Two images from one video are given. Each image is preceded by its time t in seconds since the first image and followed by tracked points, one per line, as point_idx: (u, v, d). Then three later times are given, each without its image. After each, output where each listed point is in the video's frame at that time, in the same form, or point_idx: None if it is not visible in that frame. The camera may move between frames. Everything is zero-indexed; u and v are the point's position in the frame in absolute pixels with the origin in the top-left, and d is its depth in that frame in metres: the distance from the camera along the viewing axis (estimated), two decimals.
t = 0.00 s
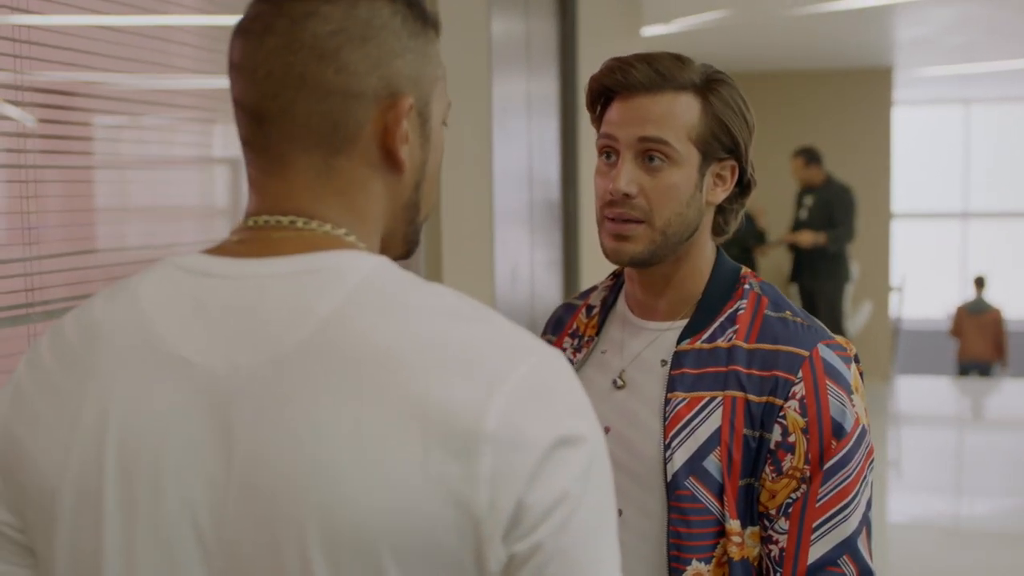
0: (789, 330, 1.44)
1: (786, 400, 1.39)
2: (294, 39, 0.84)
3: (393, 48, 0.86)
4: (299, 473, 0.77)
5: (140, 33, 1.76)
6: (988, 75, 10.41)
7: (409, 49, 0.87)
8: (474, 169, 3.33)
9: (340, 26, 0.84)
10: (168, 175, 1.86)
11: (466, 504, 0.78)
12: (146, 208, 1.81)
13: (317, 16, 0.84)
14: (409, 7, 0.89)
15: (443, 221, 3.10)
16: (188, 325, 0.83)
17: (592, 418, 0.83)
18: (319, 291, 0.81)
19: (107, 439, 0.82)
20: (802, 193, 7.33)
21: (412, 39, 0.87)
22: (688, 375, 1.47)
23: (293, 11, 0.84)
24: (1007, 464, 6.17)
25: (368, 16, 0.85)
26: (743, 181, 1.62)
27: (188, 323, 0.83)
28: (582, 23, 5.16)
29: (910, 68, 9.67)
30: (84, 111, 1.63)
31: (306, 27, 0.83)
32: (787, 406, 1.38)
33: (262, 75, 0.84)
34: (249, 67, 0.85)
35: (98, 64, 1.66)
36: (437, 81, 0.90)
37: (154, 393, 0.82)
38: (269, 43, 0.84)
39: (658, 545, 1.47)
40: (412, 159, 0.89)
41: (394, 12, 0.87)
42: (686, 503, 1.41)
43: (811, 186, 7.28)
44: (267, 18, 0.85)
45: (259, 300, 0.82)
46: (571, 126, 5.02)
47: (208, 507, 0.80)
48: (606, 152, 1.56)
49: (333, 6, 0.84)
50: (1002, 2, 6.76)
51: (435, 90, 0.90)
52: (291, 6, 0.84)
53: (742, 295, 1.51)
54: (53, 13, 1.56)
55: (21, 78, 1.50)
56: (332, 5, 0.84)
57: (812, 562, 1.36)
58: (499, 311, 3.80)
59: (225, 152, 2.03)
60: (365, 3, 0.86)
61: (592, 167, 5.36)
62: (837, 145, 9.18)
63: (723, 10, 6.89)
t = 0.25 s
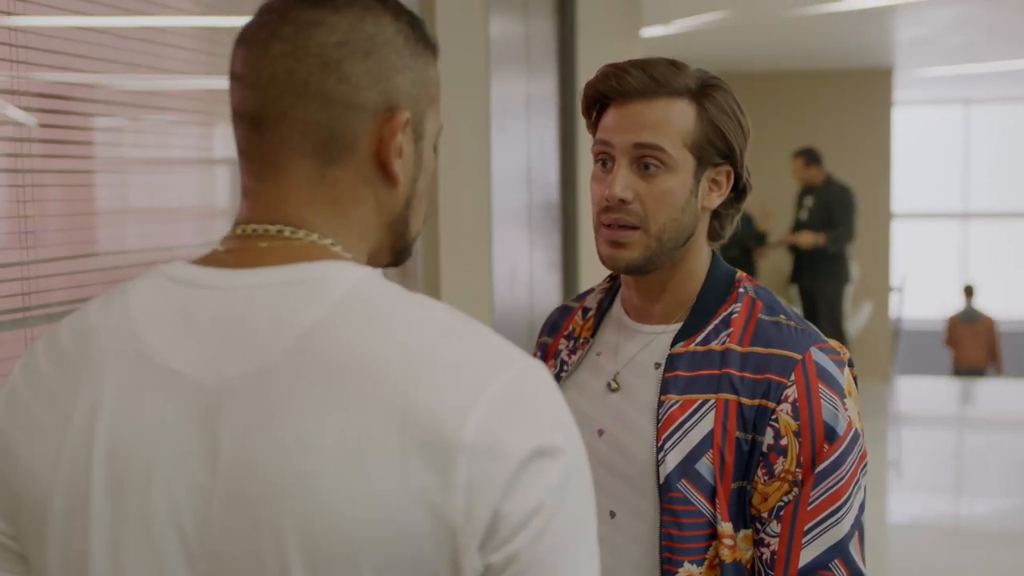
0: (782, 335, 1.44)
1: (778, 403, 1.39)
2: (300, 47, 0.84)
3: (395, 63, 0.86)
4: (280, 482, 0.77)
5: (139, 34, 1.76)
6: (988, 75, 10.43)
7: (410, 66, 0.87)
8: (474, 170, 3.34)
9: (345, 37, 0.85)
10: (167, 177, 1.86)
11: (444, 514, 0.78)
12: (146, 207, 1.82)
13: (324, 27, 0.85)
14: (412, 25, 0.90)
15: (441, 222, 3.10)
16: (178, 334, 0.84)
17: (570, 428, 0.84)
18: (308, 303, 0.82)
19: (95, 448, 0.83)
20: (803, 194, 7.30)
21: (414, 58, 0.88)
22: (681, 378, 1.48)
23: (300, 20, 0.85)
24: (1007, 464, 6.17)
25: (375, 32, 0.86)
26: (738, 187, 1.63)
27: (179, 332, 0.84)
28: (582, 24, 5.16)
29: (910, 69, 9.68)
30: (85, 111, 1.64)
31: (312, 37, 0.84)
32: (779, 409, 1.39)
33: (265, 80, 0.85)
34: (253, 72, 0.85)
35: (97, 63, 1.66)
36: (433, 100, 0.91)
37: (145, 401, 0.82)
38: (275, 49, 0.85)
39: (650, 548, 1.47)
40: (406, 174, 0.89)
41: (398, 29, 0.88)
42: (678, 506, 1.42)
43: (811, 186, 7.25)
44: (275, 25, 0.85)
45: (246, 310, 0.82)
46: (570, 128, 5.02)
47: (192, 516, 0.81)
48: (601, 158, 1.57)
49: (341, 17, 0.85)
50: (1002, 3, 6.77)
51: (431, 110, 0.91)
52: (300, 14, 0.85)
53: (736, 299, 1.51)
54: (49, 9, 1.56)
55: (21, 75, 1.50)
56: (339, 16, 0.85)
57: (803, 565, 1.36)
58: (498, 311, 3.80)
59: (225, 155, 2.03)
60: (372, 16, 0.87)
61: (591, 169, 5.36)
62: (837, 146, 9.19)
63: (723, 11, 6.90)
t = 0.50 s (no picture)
0: (780, 337, 1.44)
1: (776, 404, 1.39)
2: (285, 48, 0.86)
3: (380, 66, 0.88)
4: (263, 477, 0.78)
5: (138, 33, 1.77)
6: (990, 76, 10.41)
7: (396, 71, 0.89)
8: (474, 171, 3.34)
9: (331, 39, 0.86)
10: (168, 177, 1.87)
11: (425, 510, 0.79)
12: (148, 207, 1.82)
13: (311, 28, 0.86)
14: (399, 32, 0.91)
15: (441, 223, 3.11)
16: (166, 337, 0.85)
17: (551, 426, 0.84)
18: (289, 305, 0.82)
19: (85, 451, 0.84)
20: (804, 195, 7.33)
21: (401, 63, 0.89)
22: (680, 378, 1.48)
23: (288, 22, 0.87)
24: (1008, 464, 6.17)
25: (361, 35, 0.88)
26: (739, 190, 1.63)
27: (168, 333, 0.85)
28: (583, 25, 5.16)
29: (912, 69, 9.68)
30: (86, 110, 1.64)
31: (297, 38, 0.86)
32: (776, 409, 1.39)
33: (252, 79, 0.86)
34: (241, 72, 0.87)
35: (96, 63, 1.67)
36: (422, 110, 0.92)
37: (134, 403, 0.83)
38: (262, 50, 0.86)
39: (648, 548, 1.48)
40: (389, 179, 0.90)
41: (385, 35, 0.89)
42: (675, 506, 1.43)
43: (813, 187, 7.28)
44: (265, 26, 0.87)
45: (230, 313, 0.83)
46: (571, 129, 5.02)
47: (181, 517, 0.82)
48: (603, 162, 1.58)
49: (328, 20, 0.87)
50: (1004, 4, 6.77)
51: (420, 118, 0.92)
52: (289, 18, 0.87)
53: (736, 300, 1.51)
54: (49, 11, 1.56)
55: (22, 75, 1.51)
56: (328, 20, 0.87)
57: (799, 566, 1.37)
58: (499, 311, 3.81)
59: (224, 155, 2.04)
60: (359, 21, 0.88)
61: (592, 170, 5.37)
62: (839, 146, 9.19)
63: (724, 12, 6.90)
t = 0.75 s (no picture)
0: (788, 339, 1.45)
1: (786, 407, 1.40)
2: (280, 51, 0.86)
3: (371, 70, 0.88)
4: (267, 476, 0.79)
5: (142, 34, 1.78)
6: (995, 76, 10.40)
7: (388, 74, 0.89)
8: (478, 172, 3.34)
9: (324, 43, 0.87)
10: (173, 177, 1.88)
11: (430, 503, 0.79)
12: (153, 207, 1.83)
13: (305, 32, 0.87)
14: (391, 37, 0.92)
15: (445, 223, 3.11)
16: (169, 338, 0.85)
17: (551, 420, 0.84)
18: (290, 303, 0.83)
19: (89, 451, 0.85)
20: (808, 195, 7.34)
21: (392, 67, 0.90)
22: (689, 378, 1.49)
23: (282, 26, 0.87)
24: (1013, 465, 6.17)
25: (355, 40, 0.88)
26: (732, 188, 1.59)
27: (169, 333, 0.86)
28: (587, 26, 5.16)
29: (917, 69, 9.67)
30: (91, 111, 1.65)
31: (292, 42, 0.86)
32: (786, 412, 1.39)
33: (248, 83, 0.87)
34: (237, 75, 0.88)
35: (101, 64, 1.67)
36: (413, 111, 0.93)
37: (134, 403, 0.84)
38: (256, 54, 0.87)
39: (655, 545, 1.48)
40: (384, 180, 0.91)
41: (376, 40, 0.90)
42: (684, 506, 1.43)
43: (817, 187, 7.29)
44: (258, 32, 0.88)
45: (231, 314, 0.84)
46: (575, 130, 5.02)
47: (186, 516, 0.83)
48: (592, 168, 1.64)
49: (321, 24, 0.88)
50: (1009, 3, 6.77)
51: (411, 119, 0.93)
52: (283, 23, 0.88)
53: (746, 302, 1.52)
54: (52, 11, 1.57)
55: (29, 76, 1.51)
56: (321, 24, 0.88)
57: (807, 568, 1.37)
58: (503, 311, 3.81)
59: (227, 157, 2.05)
60: (353, 25, 0.89)
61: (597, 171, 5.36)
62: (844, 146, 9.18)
63: (729, 12, 6.90)
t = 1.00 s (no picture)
0: (793, 338, 1.46)
1: (792, 405, 1.41)
2: (275, 55, 0.88)
3: (364, 72, 0.90)
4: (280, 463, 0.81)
5: (149, 34, 1.80)
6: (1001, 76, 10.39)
7: (382, 78, 0.91)
8: (483, 172, 3.36)
9: (319, 47, 0.89)
10: (181, 176, 1.91)
11: (445, 480, 0.82)
12: (158, 205, 1.85)
13: (301, 36, 0.89)
14: (384, 42, 0.94)
15: (451, 222, 3.12)
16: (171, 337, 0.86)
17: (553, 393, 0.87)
18: (294, 294, 0.85)
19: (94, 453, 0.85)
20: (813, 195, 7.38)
21: (386, 72, 0.92)
22: (695, 376, 1.50)
23: (279, 31, 0.89)
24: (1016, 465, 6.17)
25: (348, 43, 0.90)
26: (724, 183, 1.60)
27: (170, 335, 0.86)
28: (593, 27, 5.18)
29: (922, 69, 9.67)
30: (97, 110, 1.67)
31: (288, 46, 0.88)
32: (792, 411, 1.41)
33: (246, 85, 0.88)
34: (234, 79, 0.89)
35: (109, 63, 1.69)
36: (406, 115, 0.95)
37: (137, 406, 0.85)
38: (253, 58, 0.89)
39: (660, 539, 1.51)
40: (378, 180, 0.93)
41: (370, 44, 0.92)
42: (689, 502, 1.45)
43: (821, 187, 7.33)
44: (254, 38, 0.89)
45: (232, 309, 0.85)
46: (580, 130, 5.03)
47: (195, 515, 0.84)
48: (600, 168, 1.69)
49: (316, 29, 0.89)
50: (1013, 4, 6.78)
51: (405, 122, 0.95)
52: (279, 27, 0.89)
53: (752, 301, 1.53)
54: (59, 11, 1.58)
55: (37, 76, 1.53)
56: (317, 29, 0.89)
57: (811, 566, 1.39)
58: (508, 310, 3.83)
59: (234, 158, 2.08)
60: (346, 30, 0.90)
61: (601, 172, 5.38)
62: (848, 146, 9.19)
63: (733, 12, 6.91)
